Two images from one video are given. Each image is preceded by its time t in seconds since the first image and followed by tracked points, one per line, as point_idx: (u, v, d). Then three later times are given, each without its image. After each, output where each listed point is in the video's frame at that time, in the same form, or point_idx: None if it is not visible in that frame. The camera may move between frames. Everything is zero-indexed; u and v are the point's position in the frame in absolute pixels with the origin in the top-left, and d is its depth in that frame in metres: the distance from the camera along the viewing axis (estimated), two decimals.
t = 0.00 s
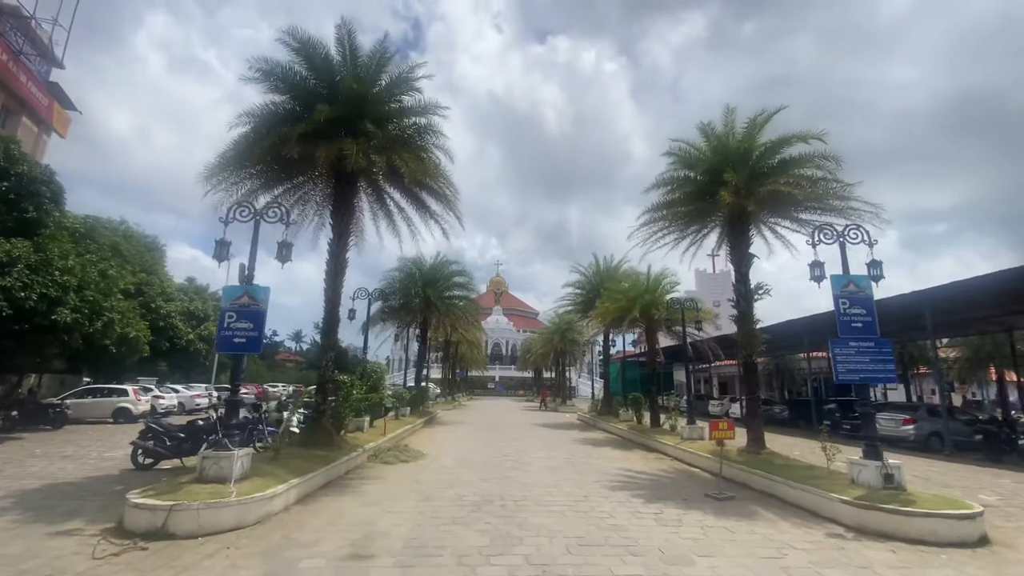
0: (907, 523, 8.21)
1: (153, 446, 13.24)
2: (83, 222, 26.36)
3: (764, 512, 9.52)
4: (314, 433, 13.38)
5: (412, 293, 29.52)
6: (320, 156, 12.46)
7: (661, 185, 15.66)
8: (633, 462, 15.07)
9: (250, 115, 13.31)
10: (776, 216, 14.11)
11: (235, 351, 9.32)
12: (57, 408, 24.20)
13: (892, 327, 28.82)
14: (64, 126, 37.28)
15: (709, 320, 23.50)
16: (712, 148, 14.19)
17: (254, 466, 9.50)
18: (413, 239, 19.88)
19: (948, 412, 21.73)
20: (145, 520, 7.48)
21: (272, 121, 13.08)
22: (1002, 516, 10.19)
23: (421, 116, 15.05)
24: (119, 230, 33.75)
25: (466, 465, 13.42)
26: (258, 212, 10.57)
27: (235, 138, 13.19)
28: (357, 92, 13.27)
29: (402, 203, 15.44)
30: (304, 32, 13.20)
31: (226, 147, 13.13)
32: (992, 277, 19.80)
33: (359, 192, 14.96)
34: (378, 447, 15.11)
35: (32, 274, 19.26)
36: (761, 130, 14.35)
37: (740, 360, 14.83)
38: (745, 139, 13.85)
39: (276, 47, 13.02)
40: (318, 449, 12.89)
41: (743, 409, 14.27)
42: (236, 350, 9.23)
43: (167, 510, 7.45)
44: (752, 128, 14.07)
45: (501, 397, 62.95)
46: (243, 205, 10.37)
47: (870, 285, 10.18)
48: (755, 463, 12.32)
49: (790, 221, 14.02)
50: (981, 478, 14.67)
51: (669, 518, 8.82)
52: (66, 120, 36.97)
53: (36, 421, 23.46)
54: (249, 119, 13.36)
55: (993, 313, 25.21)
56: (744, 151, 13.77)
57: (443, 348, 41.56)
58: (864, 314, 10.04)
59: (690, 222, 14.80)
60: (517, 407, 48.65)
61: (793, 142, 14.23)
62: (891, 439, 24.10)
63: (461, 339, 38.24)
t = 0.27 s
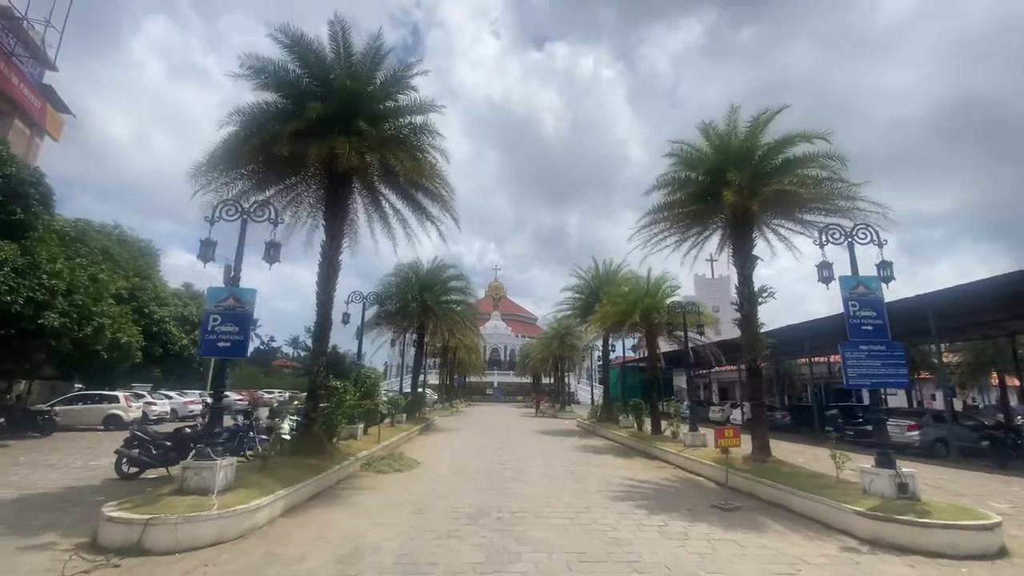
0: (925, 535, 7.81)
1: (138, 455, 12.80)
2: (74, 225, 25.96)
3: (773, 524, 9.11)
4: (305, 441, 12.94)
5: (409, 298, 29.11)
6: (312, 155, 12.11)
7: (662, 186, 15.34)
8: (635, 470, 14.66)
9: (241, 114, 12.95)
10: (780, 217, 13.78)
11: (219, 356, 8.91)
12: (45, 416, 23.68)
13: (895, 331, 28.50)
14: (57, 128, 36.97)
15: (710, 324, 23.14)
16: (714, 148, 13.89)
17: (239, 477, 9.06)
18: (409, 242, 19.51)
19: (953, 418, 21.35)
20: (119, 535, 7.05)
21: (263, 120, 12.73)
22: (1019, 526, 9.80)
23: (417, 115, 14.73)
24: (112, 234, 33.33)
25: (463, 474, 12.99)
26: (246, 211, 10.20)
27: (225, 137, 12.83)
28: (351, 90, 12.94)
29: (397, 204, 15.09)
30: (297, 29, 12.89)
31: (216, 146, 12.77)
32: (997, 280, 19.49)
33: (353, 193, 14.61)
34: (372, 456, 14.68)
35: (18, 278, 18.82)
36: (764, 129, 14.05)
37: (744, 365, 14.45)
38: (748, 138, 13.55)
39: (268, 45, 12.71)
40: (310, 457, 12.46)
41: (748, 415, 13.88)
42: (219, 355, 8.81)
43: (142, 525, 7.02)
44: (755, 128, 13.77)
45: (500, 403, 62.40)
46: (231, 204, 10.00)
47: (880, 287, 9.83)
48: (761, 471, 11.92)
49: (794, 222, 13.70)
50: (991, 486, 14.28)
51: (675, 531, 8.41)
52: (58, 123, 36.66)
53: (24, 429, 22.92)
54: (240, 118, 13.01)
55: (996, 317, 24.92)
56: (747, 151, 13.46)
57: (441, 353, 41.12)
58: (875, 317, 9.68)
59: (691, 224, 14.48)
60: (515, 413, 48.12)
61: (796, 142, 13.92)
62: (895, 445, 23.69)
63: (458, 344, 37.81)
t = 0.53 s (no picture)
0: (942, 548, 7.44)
1: (122, 465, 12.32)
2: (62, 229, 25.50)
3: (781, 536, 8.73)
4: (295, 451, 12.48)
5: (405, 303, 28.69)
6: (303, 155, 11.76)
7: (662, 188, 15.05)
8: (635, 479, 14.26)
9: (230, 113, 12.59)
10: (783, 218, 13.51)
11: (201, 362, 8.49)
12: (30, 424, 23.08)
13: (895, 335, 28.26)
14: (48, 132, 36.60)
15: (710, 328, 22.82)
16: (715, 149, 13.61)
17: (222, 489, 8.62)
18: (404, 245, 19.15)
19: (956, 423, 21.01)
20: (91, 553, 6.63)
21: (253, 119, 12.38)
22: None
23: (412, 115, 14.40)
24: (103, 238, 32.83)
25: (458, 484, 12.55)
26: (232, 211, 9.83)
27: (214, 136, 12.46)
28: (343, 89, 12.59)
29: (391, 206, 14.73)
30: (289, 26, 12.56)
31: (204, 145, 12.40)
32: (999, 284, 19.27)
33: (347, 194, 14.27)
34: (365, 465, 14.23)
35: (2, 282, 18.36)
36: (765, 130, 13.80)
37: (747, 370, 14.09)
38: (749, 139, 13.29)
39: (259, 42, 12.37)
40: (299, 468, 12.01)
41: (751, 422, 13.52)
42: (201, 362, 8.39)
43: (115, 543, 6.60)
44: (757, 128, 13.50)
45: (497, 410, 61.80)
46: (217, 203, 9.64)
47: (889, 289, 9.53)
48: (767, 480, 11.54)
49: (797, 224, 13.42)
50: (999, 493, 13.97)
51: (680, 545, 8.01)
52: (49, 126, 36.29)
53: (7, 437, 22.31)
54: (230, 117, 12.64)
55: (997, 321, 24.70)
56: (749, 151, 13.20)
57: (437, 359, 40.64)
58: (884, 320, 9.38)
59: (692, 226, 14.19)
60: (513, 420, 47.58)
61: (798, 142, 13.66)
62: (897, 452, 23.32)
63: (455, 350, 37.37)
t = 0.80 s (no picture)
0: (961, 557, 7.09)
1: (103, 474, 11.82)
2: (49, 231, 24.94)
3: (792, 545, 8.36)
4: (285, 458, 12.04)
5: (400, 306, 28.27)
6: (293, 151, 11.40)
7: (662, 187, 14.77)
8: (636, 485, 13.88)
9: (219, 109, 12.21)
10: (785, 217, 13.24)
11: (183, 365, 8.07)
12: (13, 431, 22.43)
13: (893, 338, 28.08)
14: (37, 133, 36.03)
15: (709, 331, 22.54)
16: (716, 147, 13.35)
17: (204, 499, 8.18)
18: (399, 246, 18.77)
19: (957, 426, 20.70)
20: (59, 568, 6.18)
21: (242, 114, 12.01)
22: None
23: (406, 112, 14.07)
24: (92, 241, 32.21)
25: (454, 492, 12.12)
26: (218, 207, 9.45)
27: (203, 133, 12.08)
28: (335, 84, 12.24)
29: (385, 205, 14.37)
30: (281, 21, 12.23)
31: (192, 142, 12.02)
32: (1000, 285, 19.09)
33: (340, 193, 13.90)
34: (357, 472, 13.80)
35: None
36: (767, 127, 13.54)
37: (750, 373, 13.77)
38: (751, 136, 13.05)
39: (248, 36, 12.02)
40: (289, 476, 11.57)
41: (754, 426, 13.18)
42: (182, 364, 7.97)
43: (86, 556, 6.16)
44: (759, 125, 13.25)
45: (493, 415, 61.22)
46: (202, 199, 9.26)
47: (899, 288, 9.25)
48: (773, 486, 11.18)
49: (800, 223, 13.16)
50: (1006, 497, 13.68)
51: (686, 555, 7.63)
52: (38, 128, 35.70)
53: None
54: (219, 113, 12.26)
55: (996, 324, 24.55)
56: (750, 149, 12.94)
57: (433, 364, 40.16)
58: (894, 320, 9.08)
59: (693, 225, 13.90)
60: (509, 425, 47.08)
61: (801, 140, 13.42)
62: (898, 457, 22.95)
63: (450, 354, 36.94)
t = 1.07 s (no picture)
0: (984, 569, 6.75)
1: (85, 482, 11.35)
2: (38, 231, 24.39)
3: (804, 555, 8.00)
4: (273, 464, 11.60)
5: (395, 309, 27.85)
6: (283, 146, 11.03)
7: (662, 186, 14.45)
8: (637, 491, 13.50)
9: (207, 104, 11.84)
10: (788, 216, 12.95)
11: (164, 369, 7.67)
12: None
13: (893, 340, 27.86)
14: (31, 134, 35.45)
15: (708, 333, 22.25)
16: (718, 144, 13.05)
17: (187, 510, 7.75)
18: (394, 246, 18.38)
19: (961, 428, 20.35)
20: None
21: (231, 109, 11.63)
22: None
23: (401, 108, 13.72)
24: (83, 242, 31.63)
25: (450, 499, 11.71)
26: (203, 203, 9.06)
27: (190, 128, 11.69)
28: (327, 78, 11.87)
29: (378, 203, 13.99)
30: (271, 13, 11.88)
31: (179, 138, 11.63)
32: (1003, 286, 18.85)
33: (332, 191, 13.53)
34: (350, 478, 13.38)
35: None
36: (769, 124, 13.26)
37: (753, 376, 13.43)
38: (754, 133, 12.76)
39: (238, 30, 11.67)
40: (278, 483, 11.14)
41: (759, 430, 12.84)
42: (162, 366, 7.56)
43: (57, 573, 5.75)
44: (761, 122, 12.95)
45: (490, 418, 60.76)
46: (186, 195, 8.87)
47: (910, 287, 8.95)
48: (780, 492, 10.84)
49: (804, 222, 12.86)
50: (1016, 503, 13.37)
51: (695, 567, 7.26)
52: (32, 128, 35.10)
53: None
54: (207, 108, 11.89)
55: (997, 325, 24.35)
56: (753, 146, 12.65)
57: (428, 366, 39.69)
58: (906, 320, 8.78)
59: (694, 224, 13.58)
60: (506, 429, 46.63)
61: (804, 136, 13.13)
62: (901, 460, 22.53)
63: (447, 357, 36.50)
